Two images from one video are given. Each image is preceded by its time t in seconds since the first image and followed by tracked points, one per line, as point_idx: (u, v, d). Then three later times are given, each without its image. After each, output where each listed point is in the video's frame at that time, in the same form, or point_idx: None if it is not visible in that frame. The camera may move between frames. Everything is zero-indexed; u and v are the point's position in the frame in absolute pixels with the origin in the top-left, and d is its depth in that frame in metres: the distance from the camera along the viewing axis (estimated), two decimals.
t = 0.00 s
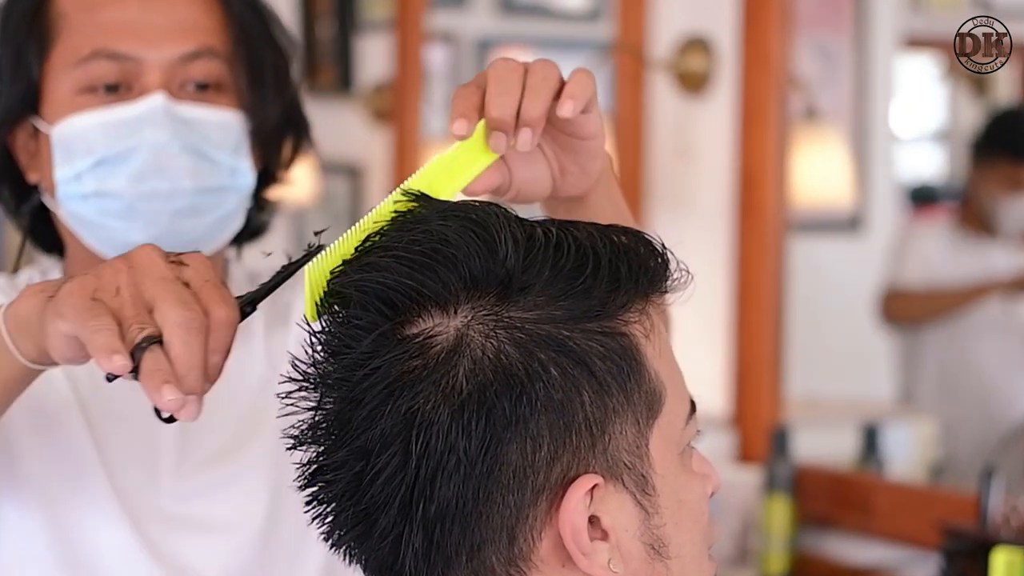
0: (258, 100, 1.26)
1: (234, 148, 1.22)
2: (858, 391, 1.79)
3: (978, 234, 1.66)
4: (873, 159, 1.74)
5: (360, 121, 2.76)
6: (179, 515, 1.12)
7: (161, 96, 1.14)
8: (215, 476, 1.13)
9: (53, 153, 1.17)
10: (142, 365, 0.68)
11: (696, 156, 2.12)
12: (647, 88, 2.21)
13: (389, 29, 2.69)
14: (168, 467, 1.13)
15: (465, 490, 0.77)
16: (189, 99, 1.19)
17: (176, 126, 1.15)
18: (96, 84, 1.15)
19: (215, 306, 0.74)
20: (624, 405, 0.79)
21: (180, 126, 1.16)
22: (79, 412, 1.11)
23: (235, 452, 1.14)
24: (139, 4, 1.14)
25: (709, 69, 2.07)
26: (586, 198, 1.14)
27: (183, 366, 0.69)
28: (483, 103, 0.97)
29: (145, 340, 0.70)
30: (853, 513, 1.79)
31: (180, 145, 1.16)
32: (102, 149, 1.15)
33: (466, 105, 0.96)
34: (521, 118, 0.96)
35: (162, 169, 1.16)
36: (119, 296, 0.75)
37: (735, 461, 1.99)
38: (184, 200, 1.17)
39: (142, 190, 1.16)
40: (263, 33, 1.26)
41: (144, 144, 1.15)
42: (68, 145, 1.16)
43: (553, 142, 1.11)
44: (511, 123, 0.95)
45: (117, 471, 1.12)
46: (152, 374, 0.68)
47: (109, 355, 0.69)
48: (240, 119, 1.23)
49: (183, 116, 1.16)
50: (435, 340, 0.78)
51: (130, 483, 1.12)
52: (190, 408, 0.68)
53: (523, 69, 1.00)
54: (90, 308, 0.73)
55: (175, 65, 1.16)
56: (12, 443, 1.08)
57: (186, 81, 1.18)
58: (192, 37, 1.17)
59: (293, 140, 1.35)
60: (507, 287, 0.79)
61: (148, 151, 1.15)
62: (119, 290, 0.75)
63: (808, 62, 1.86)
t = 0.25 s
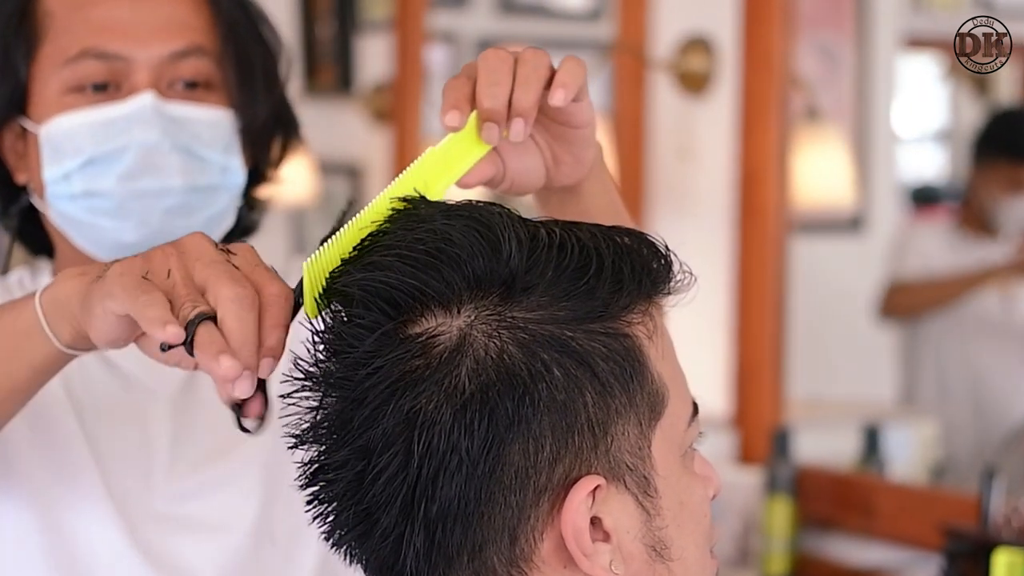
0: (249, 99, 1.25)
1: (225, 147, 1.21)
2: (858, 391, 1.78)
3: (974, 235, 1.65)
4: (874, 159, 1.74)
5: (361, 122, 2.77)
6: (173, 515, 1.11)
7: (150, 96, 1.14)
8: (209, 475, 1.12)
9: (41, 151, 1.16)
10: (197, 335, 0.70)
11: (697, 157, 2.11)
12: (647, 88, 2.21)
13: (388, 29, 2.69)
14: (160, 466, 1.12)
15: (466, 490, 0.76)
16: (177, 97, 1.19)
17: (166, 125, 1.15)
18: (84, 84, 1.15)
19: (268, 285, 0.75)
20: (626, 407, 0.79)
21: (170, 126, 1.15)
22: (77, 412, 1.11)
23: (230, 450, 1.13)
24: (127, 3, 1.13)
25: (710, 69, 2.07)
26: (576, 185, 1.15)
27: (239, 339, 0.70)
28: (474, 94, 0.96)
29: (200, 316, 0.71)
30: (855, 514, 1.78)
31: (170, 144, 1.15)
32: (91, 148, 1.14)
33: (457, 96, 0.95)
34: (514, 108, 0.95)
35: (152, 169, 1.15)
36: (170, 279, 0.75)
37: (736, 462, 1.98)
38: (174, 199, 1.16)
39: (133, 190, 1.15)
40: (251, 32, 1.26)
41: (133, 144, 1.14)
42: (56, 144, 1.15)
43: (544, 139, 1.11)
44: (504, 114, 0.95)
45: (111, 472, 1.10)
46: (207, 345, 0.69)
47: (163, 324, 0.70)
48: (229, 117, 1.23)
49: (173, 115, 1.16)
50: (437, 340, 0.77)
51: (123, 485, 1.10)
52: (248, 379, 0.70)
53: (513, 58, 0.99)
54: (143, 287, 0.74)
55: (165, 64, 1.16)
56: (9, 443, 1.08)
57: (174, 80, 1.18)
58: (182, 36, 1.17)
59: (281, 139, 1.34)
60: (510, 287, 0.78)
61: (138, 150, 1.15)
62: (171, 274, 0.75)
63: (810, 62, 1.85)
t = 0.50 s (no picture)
0: (248, 98, 1.26)
1: (227, 146, 1.20)
2: (859, 391, 1.78)
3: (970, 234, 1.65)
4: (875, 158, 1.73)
5: (360, 122, 2.77)
6: (171, 515, 1.10)
7: (151, 96, 1.13)
8: (206, 475, 1.11)
9: (40, 146, 1.15)
10: (199, 331, 0.70)
11: (698, 157, 2.11)
12: (648, 88, 2.20)
13: (389, 29, 2.69)
14: (157, 469, 1.11)
15: (467, 491, 0.76)
16: (178, 98, 1.18)
17: (168, 124, 1.14)
18: (85, 83, 1.14)
19: (268, 281, 0.76)
20: (628, 408, 0.78)
21: (172, 125, 1.14)
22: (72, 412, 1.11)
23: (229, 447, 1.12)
24: (127, 2, 1.13)
25: (711, 69, 2.07)
26: (568, 171, 1.14)
27: (240, 334, 0.70)
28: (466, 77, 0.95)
29: (202, 310, 0.71)
30: (855, 515, 1.79)
31: (172, 143, 1.15)
32: (92, 146, 1.13)
33: (448, 79, 0.95)
34: (502, 88, 0.95)
35: (153, 168, 1.15)
36: (169, 274, 0.75)
37: (737, 463, 1.98)
38: (176, 198, 1.15)
39: (132, 188, 1.14)
40: (250, 33, 1.27)
41: (135, 143, 1.13)
42: (55, 141, 1.13)
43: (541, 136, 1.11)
44: (493, 93, 0.94)
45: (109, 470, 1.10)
46: (209, 341, 0.69)
47: (165, 319, 0.70)
48: (232, 117, 1.22)
49: (175, 115, 1.15)
50: (439, 341, 0.77)
51: (122, 485, 1.10)
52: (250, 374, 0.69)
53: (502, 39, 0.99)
54: (142, 283, 0.74)
55: (165, 64, 1.16)
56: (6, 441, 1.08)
57: (176, 80, 1.18)
58: (183, 36, 1.17)
59: (280, 138, 1.34)
60: (512, 288, 0.78)
61: (139, 149, 1.14)
62: (169, 268, 0.76)
63: (810, 62, 1.85)
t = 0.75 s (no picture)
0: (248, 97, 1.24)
1: (226, 144, 1.20)
2: (860, 392, 1.77)
3: (971, 233, 1.65)
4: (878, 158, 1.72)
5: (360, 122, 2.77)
6: (166, 518, 1.08)
7: (150, 95, 1.13)
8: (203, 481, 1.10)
9: (37, 143, 1.15)
10: (84, 430, 0.72)
11: (698, 157, 2.10)
12: (649, 88, 2.19)
13: (389, 29, 2.68)
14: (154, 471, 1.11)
15: (468, 492, 0.76)
16: (176, 97, 1.17)
17: (164, 124, 1.14)
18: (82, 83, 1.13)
19: (155, 365, 0.78)
20: (630, 409, 0.78)
21: (170, 125, 1.15)
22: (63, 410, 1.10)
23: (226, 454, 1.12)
24: None
25: (712, 69, 2.06)
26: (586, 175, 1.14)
27: (124, 434, 0.73)
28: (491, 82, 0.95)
29: (84, 410, 0.73)
30: (856, 517, 1.79)
31: (167, 143, 1.15)
32: (87, 145, 1.13)
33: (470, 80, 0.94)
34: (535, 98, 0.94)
35: (149, 166, 1.16)
36: (54, 354, 0.77)
37: (738, 465, 1.97)
38: (172, 197, 1.16)
39: (129, 187, 1.16)
40: (251, 32, 1.23)
41: (131, 142, 1.14)
42: (52, 140, 1.14)
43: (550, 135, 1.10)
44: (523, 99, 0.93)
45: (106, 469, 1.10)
46: (93, 445, 0.72)
47: (46, 426, 0.72)
48: (232, 114, 1.22)
49: (174, 114, 1.15)
50: (440, 341, 0.76)
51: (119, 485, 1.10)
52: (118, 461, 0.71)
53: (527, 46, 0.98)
54: (27, 369, 0.76)
55: (163, 62, 1.14)
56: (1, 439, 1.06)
57: (174, 79, 1.16)
58: (179, 33, 1.14)
59: (279, 136, 1.33)
60: (513, 289, 0.78)
61: (136, 148, 1.14)
62: (55, 347, 0.78)
63: (812, 62, 1.84)
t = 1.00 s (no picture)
0: (240, 95, 1.23)
1: (219, 141, 1.19)
2: (861, 393, 1.77)
3: (968, 233, 1.65)
4: (878, 157, 1.72)
5: (361, 122, 2.77)
6: (162, 519, 1.08)
7: (140, 91, 1.12)
8: (197, 480, 1.09)
9: (28, 143, 1.14)
10: (221, 352, 0.70)
11: (697, 157, 2.10)
12: (651, 88, 2.19)
13: (390, 29, 2.68)
14: (148, 470, 1.09)
15: (469, 495, 0.75)
16: (167, 94, 1.17)
17: (155, 120, 1.13)
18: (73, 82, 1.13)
19: (289, 301, 0.77)
20: (632, 411, 0.77)
21: (162, 121, 1.13)
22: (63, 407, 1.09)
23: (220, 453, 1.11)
24: None
25: (712, 69, 2.05)
26: (590, 167, 1.13)
27: (260, 355, 0.71)
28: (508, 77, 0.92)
29: (223, 330, 0.71)
30: (857, 518, 1.78)
31: (160, 139, 1.13)
32: (79, 142, 1.12)
33: (491, 77, 0.92)
34: (547, 94, 0.91)
35: (142, 164, 1.14)
36: (190, 289, 0.75)
37: (739, 466, 1.97)
38: (166, 194, 1.14)
39: (123, 184, 1.13)
40: (243, 30, 1.23)
41: (123, 139, 1.12)
42: (42, 138, 1.12)
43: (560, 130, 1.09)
44: (536, 99, 0.91)
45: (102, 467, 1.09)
46: (230, 362, 0.69)
47: (187, 337, 0.70)
48: (223, 110, 1.21)
49: (166, 110, 1.14)
50: (441, 343, 0.76)
51: (113, 485, 1.08)
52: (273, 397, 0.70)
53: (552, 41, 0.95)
54: (160, 296, 0.74)
55: (153, 60, 1.14)
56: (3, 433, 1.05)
57: (164, 76, 1.16)
58: (169, 31, 1.14)
59: (269, 134, 1.32)
60: (515, 291, 0.77)
61: (128, 145, 1.13)
62: (189, 284, 0.76)
63: (812, 61, 1.84)
